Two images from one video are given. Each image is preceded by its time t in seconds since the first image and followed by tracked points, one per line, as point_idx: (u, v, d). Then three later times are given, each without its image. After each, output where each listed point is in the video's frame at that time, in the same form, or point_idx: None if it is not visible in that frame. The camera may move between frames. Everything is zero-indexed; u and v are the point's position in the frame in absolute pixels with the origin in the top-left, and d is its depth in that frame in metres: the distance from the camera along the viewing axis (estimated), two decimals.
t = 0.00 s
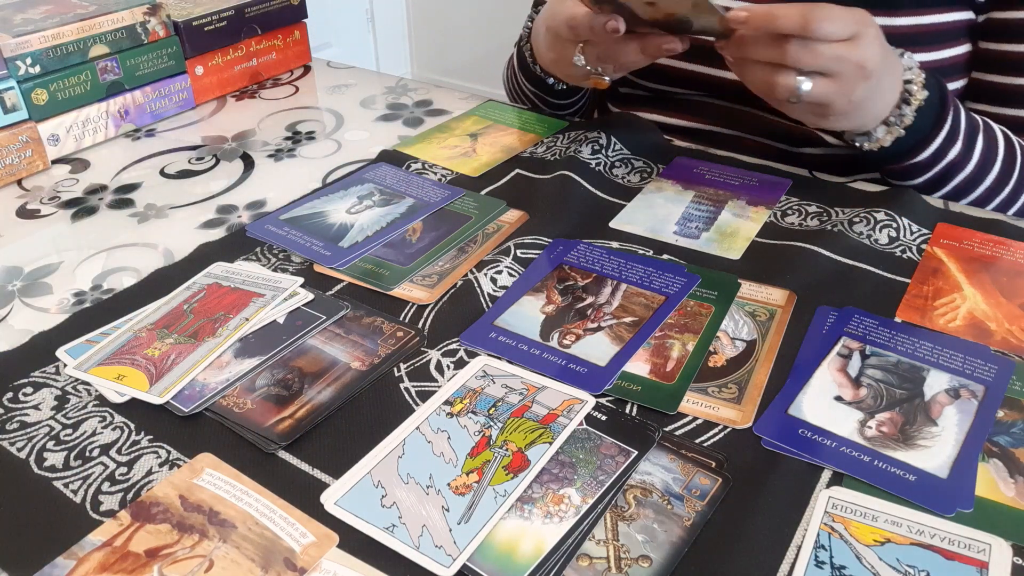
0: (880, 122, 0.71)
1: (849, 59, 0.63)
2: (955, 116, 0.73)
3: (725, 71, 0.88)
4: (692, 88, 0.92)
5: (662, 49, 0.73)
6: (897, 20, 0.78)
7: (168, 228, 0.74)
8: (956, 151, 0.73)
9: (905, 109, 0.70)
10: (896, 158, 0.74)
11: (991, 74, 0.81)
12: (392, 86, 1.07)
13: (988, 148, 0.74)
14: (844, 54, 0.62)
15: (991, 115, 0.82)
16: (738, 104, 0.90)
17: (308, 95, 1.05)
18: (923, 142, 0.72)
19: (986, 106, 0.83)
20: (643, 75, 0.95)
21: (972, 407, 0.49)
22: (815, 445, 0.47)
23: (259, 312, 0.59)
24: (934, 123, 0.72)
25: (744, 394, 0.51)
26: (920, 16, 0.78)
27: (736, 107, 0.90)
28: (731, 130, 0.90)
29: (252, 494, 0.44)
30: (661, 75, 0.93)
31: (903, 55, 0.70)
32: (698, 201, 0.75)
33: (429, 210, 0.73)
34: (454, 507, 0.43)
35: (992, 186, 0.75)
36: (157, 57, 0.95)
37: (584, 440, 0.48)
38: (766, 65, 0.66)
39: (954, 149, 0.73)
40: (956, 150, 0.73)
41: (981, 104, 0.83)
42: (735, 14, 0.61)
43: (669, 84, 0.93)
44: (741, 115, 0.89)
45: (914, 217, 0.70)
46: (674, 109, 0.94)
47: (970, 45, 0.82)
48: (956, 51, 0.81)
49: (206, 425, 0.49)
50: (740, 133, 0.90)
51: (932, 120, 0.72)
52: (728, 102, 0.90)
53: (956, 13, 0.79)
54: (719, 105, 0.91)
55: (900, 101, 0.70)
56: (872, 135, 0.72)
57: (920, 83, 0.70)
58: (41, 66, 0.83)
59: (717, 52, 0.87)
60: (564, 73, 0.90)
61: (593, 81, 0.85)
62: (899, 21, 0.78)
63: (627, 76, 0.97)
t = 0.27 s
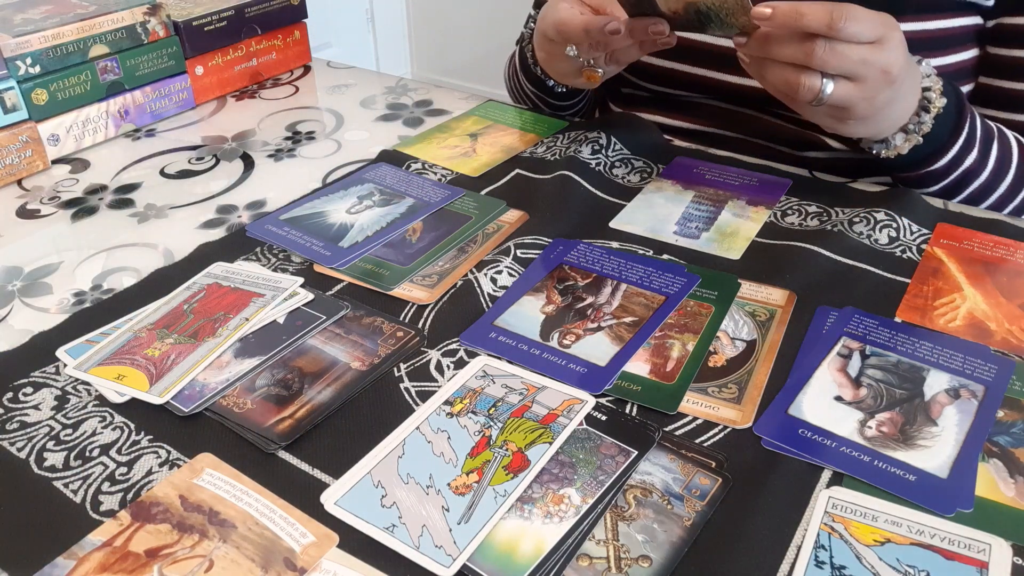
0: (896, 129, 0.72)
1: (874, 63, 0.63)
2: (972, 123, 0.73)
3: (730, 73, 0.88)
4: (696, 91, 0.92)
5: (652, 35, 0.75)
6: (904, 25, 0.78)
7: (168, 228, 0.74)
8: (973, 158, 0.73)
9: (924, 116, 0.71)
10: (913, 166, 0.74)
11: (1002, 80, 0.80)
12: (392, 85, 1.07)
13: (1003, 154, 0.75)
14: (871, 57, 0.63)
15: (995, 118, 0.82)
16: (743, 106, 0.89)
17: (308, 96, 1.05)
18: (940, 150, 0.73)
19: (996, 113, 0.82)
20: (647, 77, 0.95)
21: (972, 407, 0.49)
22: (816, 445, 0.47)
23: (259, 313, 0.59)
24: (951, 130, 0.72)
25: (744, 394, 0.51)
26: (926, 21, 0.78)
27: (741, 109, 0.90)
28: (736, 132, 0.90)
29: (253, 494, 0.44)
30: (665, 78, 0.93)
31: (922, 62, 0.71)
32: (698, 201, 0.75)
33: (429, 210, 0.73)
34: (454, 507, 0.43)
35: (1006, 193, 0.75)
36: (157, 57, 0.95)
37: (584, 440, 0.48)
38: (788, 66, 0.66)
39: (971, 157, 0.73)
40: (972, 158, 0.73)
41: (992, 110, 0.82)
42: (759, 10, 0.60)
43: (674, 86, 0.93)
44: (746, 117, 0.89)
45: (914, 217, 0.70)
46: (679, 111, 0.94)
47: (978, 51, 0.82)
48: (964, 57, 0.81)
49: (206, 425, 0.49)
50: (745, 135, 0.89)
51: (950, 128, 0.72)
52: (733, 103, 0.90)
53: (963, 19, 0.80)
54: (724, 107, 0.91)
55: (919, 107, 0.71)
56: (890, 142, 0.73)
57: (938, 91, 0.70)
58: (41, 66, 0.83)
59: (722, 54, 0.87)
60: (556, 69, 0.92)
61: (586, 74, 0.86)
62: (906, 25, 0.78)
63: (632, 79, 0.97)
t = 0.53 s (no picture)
0: (907, 133, 0.71)
1: (878, 69, 0.63)
2: (982, 125, 0.73)
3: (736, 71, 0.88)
4: (701, 88, 0.91)
5: (650, 44, 0.75)
6: (909, 23, 0.78)
7: (168, 228, 0.74)
8: (982, 161, 0.73)
9: (935, 120, 0.70)
10: (923, 170, 0.74)
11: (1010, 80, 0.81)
12: (392, 85, 1.07)
13: (1013, 154, 0.75)
14: (874, 64, 0.62)
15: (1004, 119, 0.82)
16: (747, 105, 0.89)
17: (308, 96, 1.05)
18: (951, 153, 0.73)
19: (1004, 111, 0.82)
20: (651, 74, 0.94)
21: (972, 407, 0.49)
22: (816, 445, 0.47)
23: (259, 313, 0.59)
24: (962, 133, 0.72)
25: (744, 394, 0.51)
26: (932, 19, 0.78)
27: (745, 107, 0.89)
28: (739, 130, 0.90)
29: (253, 494, 0.44)
30: (670, 75, 0.93)
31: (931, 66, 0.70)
32: (698, 201, 0.75)
33: (429, 210, 0.73)
34: (455, 507, 0.43)
35: (1015, 195, 0.75)
36: (157, 57, 0.95)
37: (584, 440, 0.48)
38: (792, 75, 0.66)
39: (981, 160, 0.73)
40: (982, 161, 0.73)
41: (1000, 109, 0.83)
42: (761, 19, 0.61)
43: (678, 84, 0.93)
44: (750, 115, 0.89)
45: (915, 217, 0.70)
46: (682, 109, 0.93)
47: (984, 48, 0.82)
48: (970, 54, 0.81)
49: (206, 425, 0.49)
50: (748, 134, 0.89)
51: (960, 132, 0.72)
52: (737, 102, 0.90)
53: (969, 16, 0.79)
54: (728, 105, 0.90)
55: (929, 112, 0.70)
56: (901, 146, 0.72)
57: (948, 94, 0.70)
58: (41, 66, 0.83)
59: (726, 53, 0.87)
60: (557, 73, 0.92)
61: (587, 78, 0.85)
62: (911, 23, 0.78)
63: (636, 75, 0.96)
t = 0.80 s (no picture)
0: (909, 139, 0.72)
1: (884, 76, 0.63)
2: (983, 133, 0.74)
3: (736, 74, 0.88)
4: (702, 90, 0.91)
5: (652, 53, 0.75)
6: (912, 27, 0.78)
7: (168, 228, 0.74)
8: (983, 167, 0.73)
9: (937, 126, 0.71)
10: (925, 176, 0.74)
11: (1010, 84, 0.81)
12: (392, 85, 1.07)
13: (1013, 159, 0.75)
14: (881, 71, 0.62)
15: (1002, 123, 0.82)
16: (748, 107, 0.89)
17: (308, 96, 1.05)
18: (953, 160, 0.73)
19: (1001, 115, 0.82)
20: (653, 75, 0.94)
21: (972, 407, 0.49)
22: (816, 445, 0.47)
23: (259, 313, 0.59)
24: (963, 140, 0.73)
25: (744, 394, 0.51)
26: (935, 22, 0.78)
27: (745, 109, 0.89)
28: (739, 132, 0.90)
29: (253, 494, 0.44)
30: (671, 77, 0.93)
31: (934, 72, 0.71)
32: (698, 201, 0.75)
33: (429, 210, 0.73)
34: (455, 507, 0.43)
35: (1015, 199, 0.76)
36: (157, 57, 0.95)
37: (584, 440, 0.48)
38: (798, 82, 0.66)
39: (982, 166, 0.73)
40: (983, 167, 0.73)
41: (998, 113, 0.83)
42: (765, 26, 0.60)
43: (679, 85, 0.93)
44: (750, 118, 0.89)
45: (915, 217, 0.70)
46: (684, 110, 0.94)
47: (984, 53, 0.82)
48: (970, 59, 0.81)
49: (206, 425, 0.49)
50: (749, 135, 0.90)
51: (962, 138, 0.73)
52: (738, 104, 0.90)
53: (969, 20, 0.79)
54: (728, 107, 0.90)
55: (932, 118, 0.71)
56: (903, 152, 0.73)
57: (951, 100, 0.71)
58: (41, 66, 0.83)
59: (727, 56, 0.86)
60: (560, 78, 0.92)
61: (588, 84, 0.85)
62: (914, 27, 0.78)
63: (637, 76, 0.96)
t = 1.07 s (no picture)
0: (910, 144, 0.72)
1: (885, 82, 0.63)
2: (983, 136, 0.74)
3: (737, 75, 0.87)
4: (702, 90, 0.91)
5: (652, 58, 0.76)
6: (913, 28, 0.78)
7: (168, 228, 0.74)
8: (983, 171, 0.73)
9: (937, 131, 0.71)
10: (925, 180, 0.74)
11: (1009, 86, 0.80)
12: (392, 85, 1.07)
13: (1013, 163, 0.75)
14: (883, 77, 0.62)
15: (1001, 123, 0.82)
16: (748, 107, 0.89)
17: (308, 96, 1.05)
18: (953, 164, 0.73)
19: (1000, 117, 0.82)
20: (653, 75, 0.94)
21: (972, 407, 0.49)
22: (816, 445, 0.47)
23: (259, 313, 0.59)
24: (963, 144, 0.72)
25: (744, 394, 0.51)
26: (936, 24, 0.78)
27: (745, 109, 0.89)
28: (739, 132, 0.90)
29: (252, 494, 0.44)
30: (671, 77, 0.92)
31: (933, 77, 0.71)
32: (698, 201, 0.75)
33: (429, 210, 0.73)
34: (455, 507, 0.43)
35: (1015, 201, 0.76)
36: (157, 57, 0.95)
37: (584, 440, 0.48)
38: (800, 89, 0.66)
39: (982, 169, 0.73)
40: (983, 170, 0.73)
41: (998, 114, 0.83)
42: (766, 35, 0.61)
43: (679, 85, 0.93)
44: (750, 118, 0.89)
45: (915, 217, 0.70)
46: (684, 109, 0.94)
47: (984, 54, 0.82)
48: (970, 60, 0.81)
49: (206, 425, 0.49)
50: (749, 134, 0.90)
51: (962, 143, 0.72)
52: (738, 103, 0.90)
53: (969, 22, 0.79)
54: (729, 107, 0.90)
55: (932, 122, 0.71)
56: (904, 157, 0.73)
57: (950, 105, 0.71)
58: (41, 66, 0.83)
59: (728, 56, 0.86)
60: (560, 81, 0.92)
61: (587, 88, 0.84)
62: (916, 28, 0.78)
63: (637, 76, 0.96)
